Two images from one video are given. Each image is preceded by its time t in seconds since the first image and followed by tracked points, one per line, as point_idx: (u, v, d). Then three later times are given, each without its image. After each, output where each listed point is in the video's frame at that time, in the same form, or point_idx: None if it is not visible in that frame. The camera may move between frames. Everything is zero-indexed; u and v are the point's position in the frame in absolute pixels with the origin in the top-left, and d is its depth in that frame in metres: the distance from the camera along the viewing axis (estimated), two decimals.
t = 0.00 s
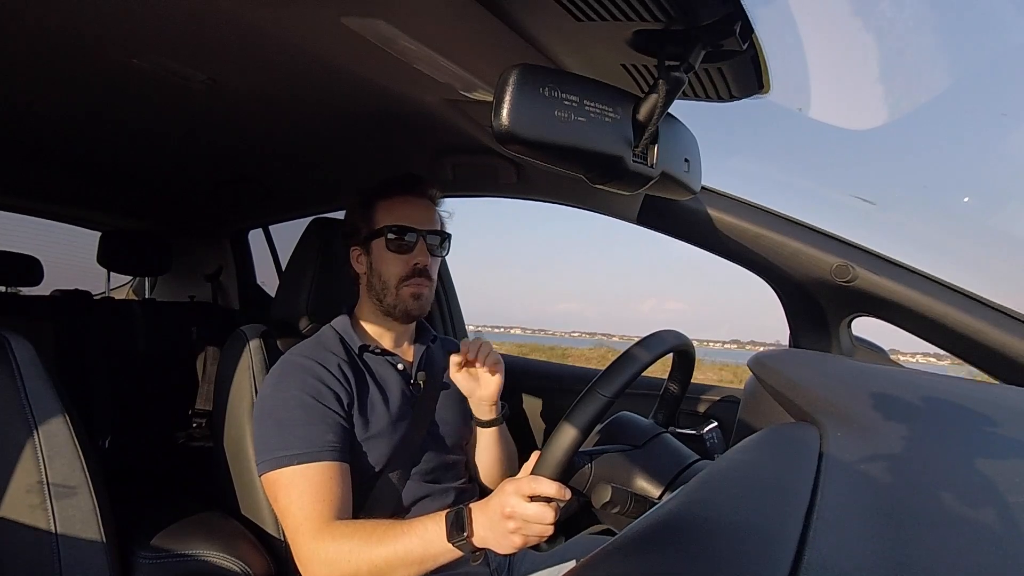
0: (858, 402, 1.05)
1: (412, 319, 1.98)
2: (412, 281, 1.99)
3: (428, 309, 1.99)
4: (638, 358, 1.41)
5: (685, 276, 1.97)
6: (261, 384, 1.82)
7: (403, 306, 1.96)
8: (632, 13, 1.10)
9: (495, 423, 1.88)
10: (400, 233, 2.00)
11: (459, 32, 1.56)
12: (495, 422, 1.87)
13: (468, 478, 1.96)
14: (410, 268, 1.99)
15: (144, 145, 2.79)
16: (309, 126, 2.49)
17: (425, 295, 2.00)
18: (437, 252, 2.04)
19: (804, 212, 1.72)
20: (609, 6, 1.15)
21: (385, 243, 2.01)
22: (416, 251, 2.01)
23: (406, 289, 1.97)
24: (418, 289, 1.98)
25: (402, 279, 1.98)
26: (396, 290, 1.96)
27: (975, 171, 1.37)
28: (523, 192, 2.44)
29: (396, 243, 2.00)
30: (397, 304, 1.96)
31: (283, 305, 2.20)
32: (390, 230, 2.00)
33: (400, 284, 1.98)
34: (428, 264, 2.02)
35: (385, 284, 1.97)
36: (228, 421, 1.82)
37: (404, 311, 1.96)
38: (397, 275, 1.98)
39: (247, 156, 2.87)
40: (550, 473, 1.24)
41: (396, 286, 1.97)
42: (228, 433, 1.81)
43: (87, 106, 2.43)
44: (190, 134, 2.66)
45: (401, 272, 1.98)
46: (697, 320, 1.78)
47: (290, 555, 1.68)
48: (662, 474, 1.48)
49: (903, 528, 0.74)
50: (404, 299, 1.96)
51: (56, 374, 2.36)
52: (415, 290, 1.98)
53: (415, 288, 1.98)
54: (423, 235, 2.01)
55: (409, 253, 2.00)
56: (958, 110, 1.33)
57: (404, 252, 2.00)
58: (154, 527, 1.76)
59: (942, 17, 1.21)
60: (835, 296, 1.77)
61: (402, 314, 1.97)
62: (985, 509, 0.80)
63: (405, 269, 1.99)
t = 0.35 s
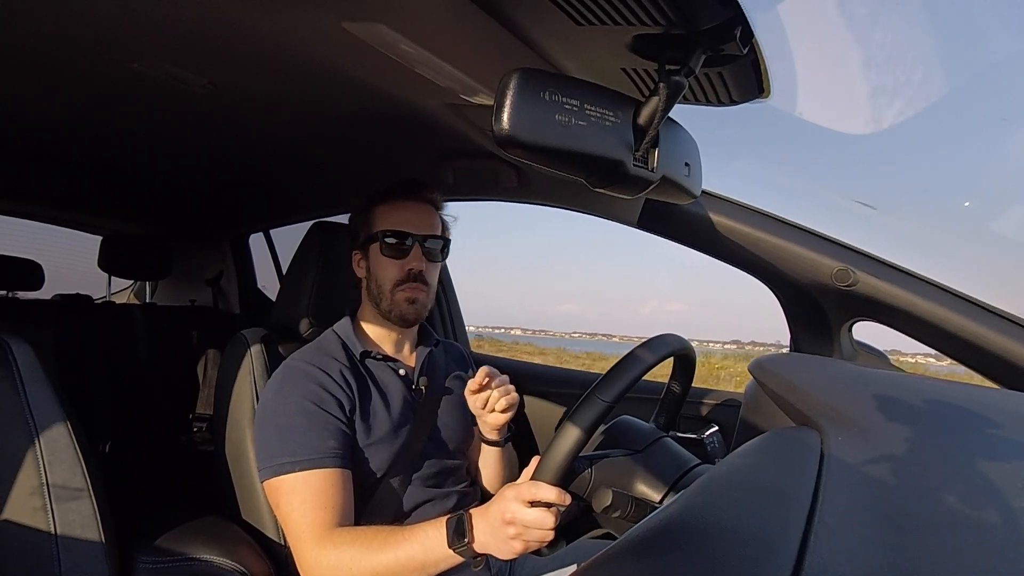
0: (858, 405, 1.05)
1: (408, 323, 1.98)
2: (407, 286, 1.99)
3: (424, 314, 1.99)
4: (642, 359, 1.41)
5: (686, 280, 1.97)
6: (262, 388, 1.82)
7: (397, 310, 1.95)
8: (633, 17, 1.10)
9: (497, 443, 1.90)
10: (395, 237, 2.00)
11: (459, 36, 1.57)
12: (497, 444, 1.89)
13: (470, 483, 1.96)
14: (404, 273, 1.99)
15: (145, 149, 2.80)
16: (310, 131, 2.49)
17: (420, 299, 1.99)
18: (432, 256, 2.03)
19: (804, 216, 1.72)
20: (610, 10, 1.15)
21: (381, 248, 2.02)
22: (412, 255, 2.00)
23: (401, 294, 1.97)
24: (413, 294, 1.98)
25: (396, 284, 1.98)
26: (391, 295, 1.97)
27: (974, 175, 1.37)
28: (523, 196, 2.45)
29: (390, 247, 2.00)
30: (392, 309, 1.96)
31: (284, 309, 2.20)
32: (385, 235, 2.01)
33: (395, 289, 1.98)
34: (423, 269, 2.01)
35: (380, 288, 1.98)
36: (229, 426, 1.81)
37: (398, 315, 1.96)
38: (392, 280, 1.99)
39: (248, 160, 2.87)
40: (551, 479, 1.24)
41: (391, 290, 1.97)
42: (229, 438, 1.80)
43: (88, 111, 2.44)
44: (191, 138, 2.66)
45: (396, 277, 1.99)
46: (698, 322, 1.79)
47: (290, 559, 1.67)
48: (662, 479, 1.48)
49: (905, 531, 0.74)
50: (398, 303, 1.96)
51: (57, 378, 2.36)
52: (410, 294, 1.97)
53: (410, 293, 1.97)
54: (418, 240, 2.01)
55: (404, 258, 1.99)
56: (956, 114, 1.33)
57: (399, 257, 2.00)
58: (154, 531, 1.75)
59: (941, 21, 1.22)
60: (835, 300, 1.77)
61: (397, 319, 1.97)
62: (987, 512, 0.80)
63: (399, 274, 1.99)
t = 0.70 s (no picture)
0: (859, 405, 1.05)
1: (407, 325, 1.99)
2: (406, 288, 1.99)
3: (423, 316, 1.99)
4: (642, 359, 1.41)
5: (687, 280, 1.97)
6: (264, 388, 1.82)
7: (396, 312, 1.96)
8: (634, 16, 1.10)
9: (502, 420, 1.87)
10: (395, 238, 2.01)
11: (460, 35, 1.57)
12: (502, 421, 1.86)
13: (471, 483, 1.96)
14: (405, 275, 1.99)
15: (146, 149, 2.80)
16: (312, 131, 2.49)
17: (420, 302, 1.99)
18: (432, 258, 2.03)
19: (805, 216, 1.72)
20: (611, 9, 1.15)
21: (383, 249, 2.03)
22: (412, 258, 2.00)
23: (400, 295, 1.97)
24: (412, 295, 1.98)
25: (397, 285, 1.99)
26: (390, 296, 1.97)
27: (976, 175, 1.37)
28: (524, 196, 2.45)
29: (391, 248, 2.00)
30: (390, 309, 1.97)
31: (286, 309, 2.20)
32: (386, 236, 2.01)
33: (395, 290, 1.98)
34: (424, 272, 2.01)
35: (380, 289, 1.99)
36: (231, 426, 1.81)
37: (397, 317, 1.97)
38: (392, 281, 1.99)
39: (249, 160, 2.88)
40: (552, 479, 1.24)
41: (390, 292, 1.98)
42: (231, 438, 1.80)
43: (89, 111, 2.44)
44: (192, 138, 2.67)
45: (397, 278, 1.99)
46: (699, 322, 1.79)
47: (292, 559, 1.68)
48: (663, 479, 1.48)
49: (907, 531, 0.74)
50: (397, 305, 1.96)
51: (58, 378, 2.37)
52: (410, 297, 1.97)
53: (409, 295, 1.97)
54: (419, 242, 2.01)
55: (403, 260, 2.00)
56: (956, 114, 1.33)
57: (399, 259, 2.00)
58: (155, 530, 1.75)
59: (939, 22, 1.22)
60: (836, 300, 1.77)
61: (396, 320, 1.98)
62: (990, 512, 0.79)
63: (399, 276, 1.99)
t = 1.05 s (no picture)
0: (860, 405, 1.05)
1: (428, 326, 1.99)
2: (430, 289, 2.00)
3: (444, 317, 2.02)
4: (643, 359, 1.40)
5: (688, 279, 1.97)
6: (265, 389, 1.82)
7: (423, 313, 1.97)
8: (635, 16, 1.10)
9: (495, 433, 1.86)
10: (423, 240, 2.01)
11: (462, 35, 1.57)
12: (496, 434, 1.86)
13: (472, 483, 1.96)
14: (430, 275, 2.00)
15: (147, 148, 2.80)
16: (313, 130, 2.50)
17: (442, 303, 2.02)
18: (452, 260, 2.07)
19: (806, 216, 1.72)
20: (612, 9, 1.15)
21: (406, 249, 2.01)
22: (438, 259, 2.02)
23: (424, 297, 1.98)
24: (435, 297, 2.00)
25: (421, 286, 1.99)
26: (416, 297, 1.97)
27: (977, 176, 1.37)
28: (525, 195, 2.45)
29: (418, 249, 2.00)
30: (415, 311, 1.96)
31: (287, 308, 2.20)
32: (411, 237, 2.01)
33: (421, 291, 1.99)
34: (446, 273, 2.04)
35: (403, 290, 1.97)
36: (232, 427, 1.82)
37: (422, 317, 1.97)
38: (417, 282, 1.99)
39: (250, 159, 2.88)
40: (552, 479, 1.24)
41: (417, 292, 1.97)
42: (232, 438, 1.81)
43: (91, 110, 2.45)
44: (194, 138, 2.67)
45: (421, 279, 1.99)
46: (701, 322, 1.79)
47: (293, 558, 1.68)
48: (663, 479, 1.47)
49: (907, 531, 0.74)
50: (424, 306, 1.97)
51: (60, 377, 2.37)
52: (435, 298, 1.99)
53: (435, 296, 1.99)
54: (443, 244, 2.03)
55: (430, 261, 2.00)
56: (957, 114, 1.33)
57: (424, 260, 2.01)
58: (157, 530, 1.75)
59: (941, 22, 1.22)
60: (837, 300, 1.77)
61: (420, 321, 1.98)
62: (990, 513, 0.79)
63: (424, 276, 1.99)
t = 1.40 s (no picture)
0: (862, 404, 1.05)
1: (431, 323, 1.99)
2: (432, 285, 2.00)
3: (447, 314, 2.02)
4: (644, 359, 1.40)
5: (689, 278, 1.97)
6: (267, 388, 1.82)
7: (426, 309, 1.96)
8: (636, 15, 1.10)
9: (494, 457, 1.83)
10: (425, 236, 2.02)
11: (462, 34, 1.57)
12: (496, 457, 1.82)
13: (473, 481, 1.96)
14: (432, 272, 2.00)
15: (148, 147, 2.81)
16: (314, 129, 2.50)
17: (444, 300, 2.02)
18: (453, 257, 2.07)
19: (806, 214, 1.72)
20: (613, 7, 1.15)
21: (408, 247, 2.02)
22: (440, 255, 2.02)
23: (427, 293, 1.98)
24: (438, 294, 1.99)
25: (423, 283, 1.99)
26: (418, 293, 1.97)
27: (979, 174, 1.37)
28: (526, 193, 2.45)
29: (419, 246, 2.00)
30: (419, 306, 1.96)
31: (288, 307, 2.21)
32: (413, 234, 2.02)
33: (423, 287, 1.98)
34: (448, 270, 2.04)
35: (406, 286, 1.97)
36: (234, 426, 1.82)
37: (425, 314, 1.97)
38: (418, 278, 1.99)
39: (251, 158, 2.88)
40: (556, 476, 1.24)
41: (419, 288, 1.97)
42: (234, 438, 1.81)
43: (92, 110, 2.45)
44: (195, 136, 2.67)
45: (423, 275, 1.99)
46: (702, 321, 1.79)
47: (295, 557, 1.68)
48: (664, 477, 1.47)
49: (910, 531, 0.73)
50: (427, 302, 1.96)
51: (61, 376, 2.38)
52: (438, 294, 1.99)
53: (437, 292, 1.99)
54: (444, 240, 2.04)
55: (432, 258, 2.01)
56: (958, 113, 1.34)
57: (427, 256, 2.01)
58: (158, 529, 1.75)
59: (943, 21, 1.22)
60: (838, 298, 1.77)
61: (423, 317, 1.97)
62: (993, 512, 0.79)
63: (426, 273, 1.99)
